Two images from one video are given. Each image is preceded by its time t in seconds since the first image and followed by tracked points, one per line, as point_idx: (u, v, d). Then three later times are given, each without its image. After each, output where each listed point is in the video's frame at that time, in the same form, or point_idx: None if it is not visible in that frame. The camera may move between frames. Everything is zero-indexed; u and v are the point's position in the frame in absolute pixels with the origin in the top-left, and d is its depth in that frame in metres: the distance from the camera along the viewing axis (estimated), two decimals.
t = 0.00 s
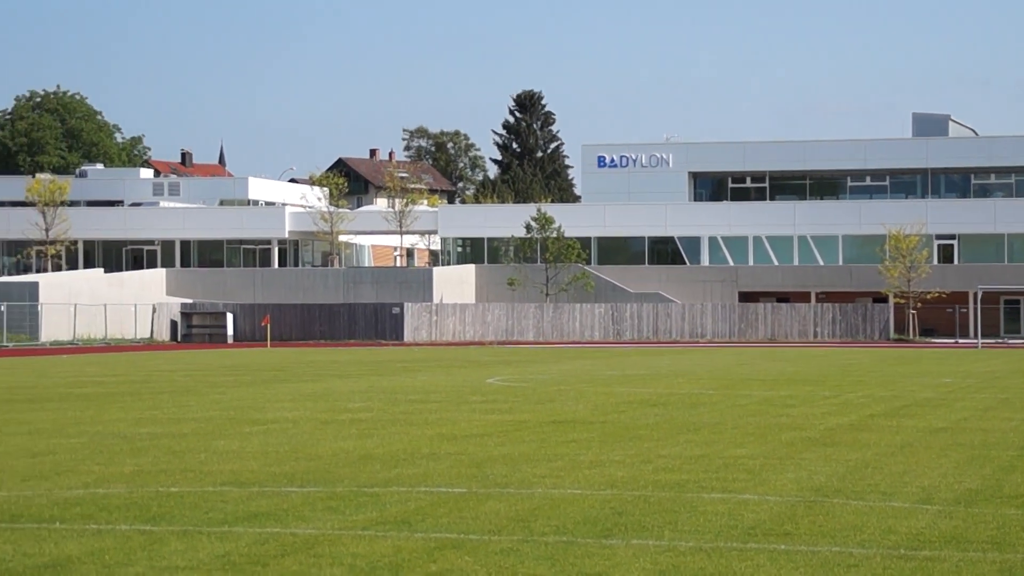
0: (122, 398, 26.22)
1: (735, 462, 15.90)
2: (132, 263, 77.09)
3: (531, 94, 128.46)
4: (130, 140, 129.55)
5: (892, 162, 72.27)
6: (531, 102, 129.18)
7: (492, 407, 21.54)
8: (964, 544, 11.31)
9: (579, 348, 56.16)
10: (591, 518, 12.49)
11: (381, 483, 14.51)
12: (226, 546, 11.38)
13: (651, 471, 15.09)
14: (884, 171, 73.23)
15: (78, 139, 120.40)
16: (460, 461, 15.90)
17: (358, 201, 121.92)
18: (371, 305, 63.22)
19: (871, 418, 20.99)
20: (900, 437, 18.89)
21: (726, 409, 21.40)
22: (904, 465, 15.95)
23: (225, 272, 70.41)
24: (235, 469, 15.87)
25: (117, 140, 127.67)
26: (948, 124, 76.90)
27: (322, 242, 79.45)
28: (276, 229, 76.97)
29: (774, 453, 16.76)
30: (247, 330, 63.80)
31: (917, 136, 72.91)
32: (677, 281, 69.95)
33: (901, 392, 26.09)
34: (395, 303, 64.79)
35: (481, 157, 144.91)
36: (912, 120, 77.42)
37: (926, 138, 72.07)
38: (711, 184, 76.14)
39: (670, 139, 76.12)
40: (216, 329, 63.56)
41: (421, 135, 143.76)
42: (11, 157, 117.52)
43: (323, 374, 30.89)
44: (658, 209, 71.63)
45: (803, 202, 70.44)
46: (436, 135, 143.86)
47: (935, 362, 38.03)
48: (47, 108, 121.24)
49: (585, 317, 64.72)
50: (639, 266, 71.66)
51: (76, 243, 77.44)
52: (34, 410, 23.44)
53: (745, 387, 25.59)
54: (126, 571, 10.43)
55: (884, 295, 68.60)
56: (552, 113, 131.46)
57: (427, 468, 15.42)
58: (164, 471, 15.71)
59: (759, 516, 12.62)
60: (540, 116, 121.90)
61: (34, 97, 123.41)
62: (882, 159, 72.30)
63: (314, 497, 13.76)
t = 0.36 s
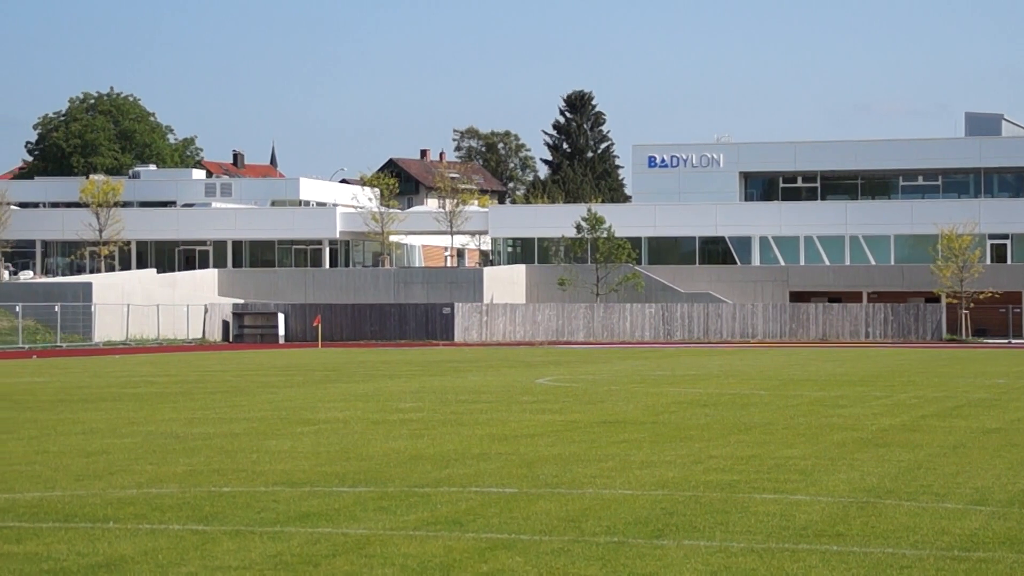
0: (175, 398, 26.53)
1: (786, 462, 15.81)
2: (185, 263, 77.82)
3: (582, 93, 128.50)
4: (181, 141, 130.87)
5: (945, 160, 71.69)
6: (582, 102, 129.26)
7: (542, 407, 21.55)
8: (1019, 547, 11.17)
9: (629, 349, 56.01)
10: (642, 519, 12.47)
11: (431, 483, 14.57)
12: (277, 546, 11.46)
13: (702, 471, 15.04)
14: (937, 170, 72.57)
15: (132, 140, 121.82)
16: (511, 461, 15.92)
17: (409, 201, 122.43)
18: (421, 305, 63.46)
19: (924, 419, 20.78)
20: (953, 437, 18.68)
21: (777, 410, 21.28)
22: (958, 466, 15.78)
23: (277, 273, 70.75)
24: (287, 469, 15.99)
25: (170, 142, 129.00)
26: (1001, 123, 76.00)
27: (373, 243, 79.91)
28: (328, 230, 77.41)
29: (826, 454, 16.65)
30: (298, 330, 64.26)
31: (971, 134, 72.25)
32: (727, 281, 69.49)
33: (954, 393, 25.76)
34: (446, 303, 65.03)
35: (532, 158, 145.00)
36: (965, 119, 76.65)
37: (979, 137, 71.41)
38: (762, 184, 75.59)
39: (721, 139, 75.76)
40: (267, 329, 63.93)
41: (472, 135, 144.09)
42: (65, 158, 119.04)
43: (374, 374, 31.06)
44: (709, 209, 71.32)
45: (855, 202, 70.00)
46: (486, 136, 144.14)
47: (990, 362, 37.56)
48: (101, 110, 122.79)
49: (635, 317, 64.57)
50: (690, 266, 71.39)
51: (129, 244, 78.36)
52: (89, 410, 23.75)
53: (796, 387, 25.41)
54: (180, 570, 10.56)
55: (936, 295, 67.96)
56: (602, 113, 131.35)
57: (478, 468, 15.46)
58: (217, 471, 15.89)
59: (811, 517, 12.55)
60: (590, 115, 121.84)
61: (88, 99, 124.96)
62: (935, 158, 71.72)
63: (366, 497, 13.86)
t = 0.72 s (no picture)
0: (217, 404, 26.79)
1: (828, 470, 15.73)
2: (226, 271, 78.30)
3: (623, 101, 128.48)
4: (224, 149, 131.92)
5: (988, 168, 71.18)
6: (623, 109, 129.24)
7: (583, 414, 21.56)
8: None
9: (669, 356, 55.90)
10: (684, 526, 12.46)
11: (472, 489, 14.61)
12: (320, 552, 11.55)
13: (743, 479, 14.99)
14: (980, 177, 72.01)
15: (175, 148, 122.96)
16: (552, 468, 15.95)
17: (449, 209, 122.84)
18: (462, 312, 63.59)
19: (967, 427, 20.59)
20: (997, 445, 18.50)
21: (819, 417, 21.16)
22: (1002, 474, 15.63)
23: (319, 279, 71.05)
24: (329, 474, 16.10)
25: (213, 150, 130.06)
26: None
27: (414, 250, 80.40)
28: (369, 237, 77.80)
29: (868, 461, 16.54)
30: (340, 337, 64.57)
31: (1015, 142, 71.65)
32: (769, 288, 68.95)
33: (999, 401, 25.50)
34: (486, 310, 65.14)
35: (572, 165, 145.07)
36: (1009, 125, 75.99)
37: None
38: (804, 191, 75.10)
39: (762, 146, 75.43)
40: (310, 336, 64.11)
41: (513, 142, 144.36)
42: (109, 166, 120.29)
43: (415, 381, 31.18)
44: (750, 216, 71.01)
45: (897, 209, 69.62)
46: (528, 143, 144.36)
47: None
48: (145, 117, 124.06)
49: (676, 323, 64.38)
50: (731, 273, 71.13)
51: (172, 251, 79.12)
52: (134, 416, 24.04)
53: (839, 394, 25.26)
54: None
55: (979, 303, 67.37)
56: (643, 121, 131.21)
57: (519, 475, 15.50)
58: (260, 477, 16.01)
59: (853, 524, 12.48)
60: (631, 122, 121.75)
61: (132, 107, 126.23)
62: (978, 165, 71.24)
63: (407, 503, 13.91)
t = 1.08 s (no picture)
0: (268, 406, 27.00)
1: (880, 471, 15.62)
2: (276, 272, 79.02)
3: (671, 101, 128.03)
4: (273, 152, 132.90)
5: None
6: (671, 109, 128.75)
7: (632, 416, 21.51)
8: None
9: (717, 356, 55.66)
10: (734, 527, 12.42)
11: (523, 491, 14.64)
12: (370, 554, 11.62)
13: (794, 480, 14.92)
14: None
15: (225, 150, 124.05)
16: (602, 469, 15.95)
17: (497, 210, 123.00)
18: (511, 313, 63.67)
19: (1021, 427, 20.34)
20: None
21: (871, 417, 21.00)
22: None
23: (369, 280, 71.42)
24: (379, 476, 16.19)
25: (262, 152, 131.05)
26: None
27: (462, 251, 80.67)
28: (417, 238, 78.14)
29: (920, 463, 16.40)
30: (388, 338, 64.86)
31: None
32: (819, 289, 68.52)
33: None
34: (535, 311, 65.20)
35: (620, 165, 144.85)
36: None
37: None
38: (853, 191, 74.62)
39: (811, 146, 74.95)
40: (358, 337, 64.72)
41: (560, 143, 144.32)
42: (160, 169, 121.56)
43: (464, 383, 31.26)
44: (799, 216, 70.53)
45: (947, 208, 69.01)
46: (575, 144, 144.26)
47: None
48: (195, 120, 125.24)
49: (726, 324, 64.08)
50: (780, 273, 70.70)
51: (222, 253, 79.72)
52: (185, 418, 24.29)
53: (890, 395, 25.03)
54: None
55: None
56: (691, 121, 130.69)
57: (570, 476, 15.51)
58: (310, 479, 16.13)
59: (906, 526, 12.39)
60: (679, 122, 121.41)
61: (183, 110, 127.49)
62: None
63: (458, 505, 13.97)
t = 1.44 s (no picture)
0: (310, 411, 27.22)
1: (922, 476, 15.54)
2: (317, 279, 79.52)
3: (711, 106, 127.54)
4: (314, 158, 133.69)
5: None
6: (711, 115, 128.24)
7: (672, 421, 21.50)
8: None
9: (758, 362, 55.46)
10: (776, 533, 12.41)
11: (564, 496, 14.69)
12: (413, 559, 11.71)
13: (835, 485, 14.88)
14: None
15: (266, 157, 124.96)
16: (643, 475, 15.97)
17: (537, 216, 123.06)
18: (551, 319, 63.69)
19: None
20: None
21: (914, 423, 20.85)
22: None
23: (410, 287, 71.66)
24: (421, 482, 16.29)
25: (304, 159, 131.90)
26: None
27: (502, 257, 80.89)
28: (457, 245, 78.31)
29: (963, 468, 16.30)
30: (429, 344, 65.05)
31: None
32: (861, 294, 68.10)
33: None
34: (575, 316, 65.20)
35: (660, 171, 144.53)
36: None
37: None
38: (895, 196, 74.17)
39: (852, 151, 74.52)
40: (399, 343, 64.98)
41: (601, 149, 144.16)
42: (202, 176, 122.57)
43: (504, 388, 31.33)
44: (841, 221, 70.14)
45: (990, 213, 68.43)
46: (616, 149, 144.04)
47: None
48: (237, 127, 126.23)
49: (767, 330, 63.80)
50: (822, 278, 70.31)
51: (264, 259, 80.34)
52: (228, 423, 24.53)
53: (934, 400, 24.85)
54: None
55: None
56: (732, 126, 130.13)
57: (610, 482, 15.54)
58: (352, 484, 16.25)
59: (948, 531, 12.33)
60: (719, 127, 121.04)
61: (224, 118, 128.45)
62: None
63: (500, 510, 14.04)
